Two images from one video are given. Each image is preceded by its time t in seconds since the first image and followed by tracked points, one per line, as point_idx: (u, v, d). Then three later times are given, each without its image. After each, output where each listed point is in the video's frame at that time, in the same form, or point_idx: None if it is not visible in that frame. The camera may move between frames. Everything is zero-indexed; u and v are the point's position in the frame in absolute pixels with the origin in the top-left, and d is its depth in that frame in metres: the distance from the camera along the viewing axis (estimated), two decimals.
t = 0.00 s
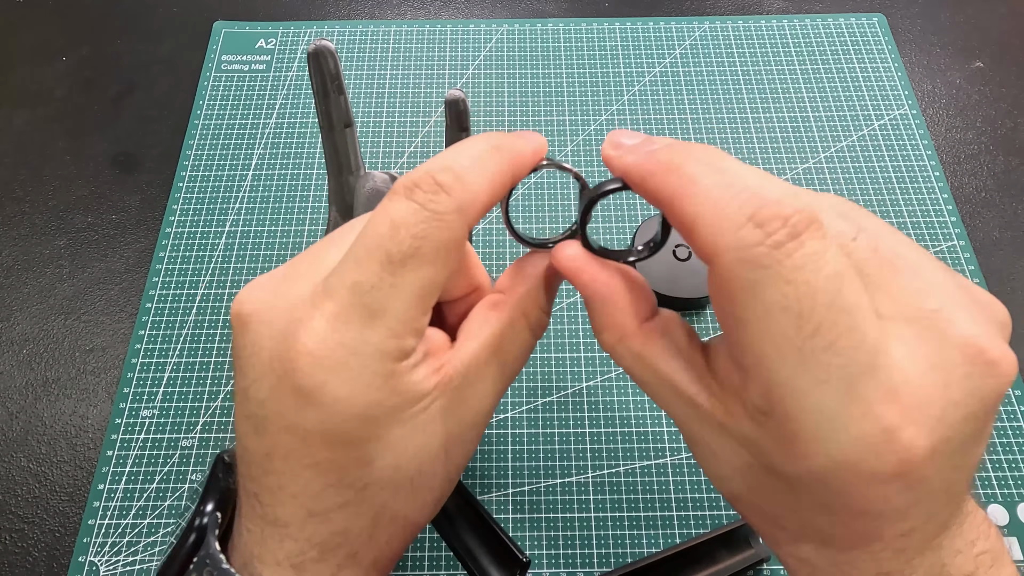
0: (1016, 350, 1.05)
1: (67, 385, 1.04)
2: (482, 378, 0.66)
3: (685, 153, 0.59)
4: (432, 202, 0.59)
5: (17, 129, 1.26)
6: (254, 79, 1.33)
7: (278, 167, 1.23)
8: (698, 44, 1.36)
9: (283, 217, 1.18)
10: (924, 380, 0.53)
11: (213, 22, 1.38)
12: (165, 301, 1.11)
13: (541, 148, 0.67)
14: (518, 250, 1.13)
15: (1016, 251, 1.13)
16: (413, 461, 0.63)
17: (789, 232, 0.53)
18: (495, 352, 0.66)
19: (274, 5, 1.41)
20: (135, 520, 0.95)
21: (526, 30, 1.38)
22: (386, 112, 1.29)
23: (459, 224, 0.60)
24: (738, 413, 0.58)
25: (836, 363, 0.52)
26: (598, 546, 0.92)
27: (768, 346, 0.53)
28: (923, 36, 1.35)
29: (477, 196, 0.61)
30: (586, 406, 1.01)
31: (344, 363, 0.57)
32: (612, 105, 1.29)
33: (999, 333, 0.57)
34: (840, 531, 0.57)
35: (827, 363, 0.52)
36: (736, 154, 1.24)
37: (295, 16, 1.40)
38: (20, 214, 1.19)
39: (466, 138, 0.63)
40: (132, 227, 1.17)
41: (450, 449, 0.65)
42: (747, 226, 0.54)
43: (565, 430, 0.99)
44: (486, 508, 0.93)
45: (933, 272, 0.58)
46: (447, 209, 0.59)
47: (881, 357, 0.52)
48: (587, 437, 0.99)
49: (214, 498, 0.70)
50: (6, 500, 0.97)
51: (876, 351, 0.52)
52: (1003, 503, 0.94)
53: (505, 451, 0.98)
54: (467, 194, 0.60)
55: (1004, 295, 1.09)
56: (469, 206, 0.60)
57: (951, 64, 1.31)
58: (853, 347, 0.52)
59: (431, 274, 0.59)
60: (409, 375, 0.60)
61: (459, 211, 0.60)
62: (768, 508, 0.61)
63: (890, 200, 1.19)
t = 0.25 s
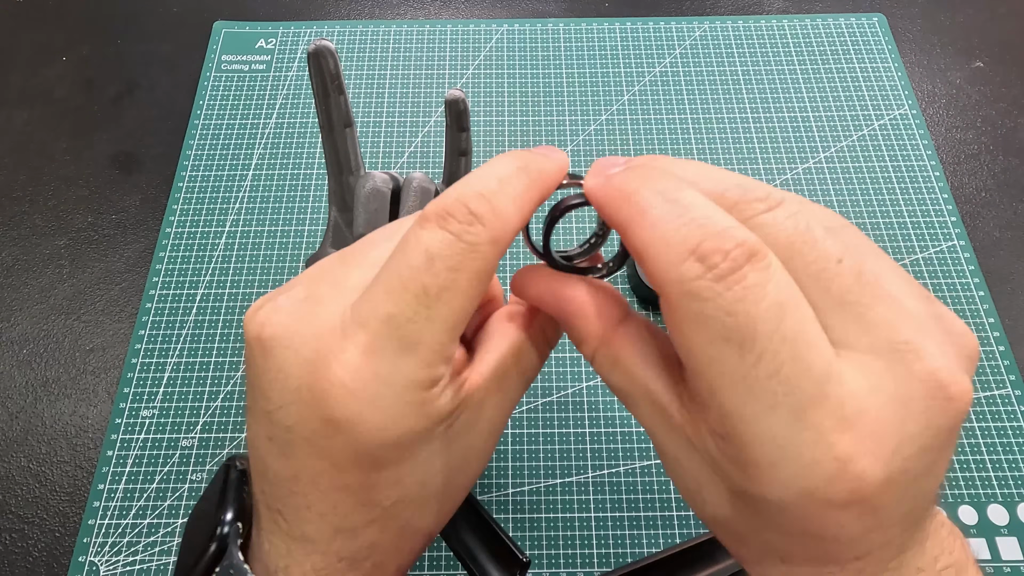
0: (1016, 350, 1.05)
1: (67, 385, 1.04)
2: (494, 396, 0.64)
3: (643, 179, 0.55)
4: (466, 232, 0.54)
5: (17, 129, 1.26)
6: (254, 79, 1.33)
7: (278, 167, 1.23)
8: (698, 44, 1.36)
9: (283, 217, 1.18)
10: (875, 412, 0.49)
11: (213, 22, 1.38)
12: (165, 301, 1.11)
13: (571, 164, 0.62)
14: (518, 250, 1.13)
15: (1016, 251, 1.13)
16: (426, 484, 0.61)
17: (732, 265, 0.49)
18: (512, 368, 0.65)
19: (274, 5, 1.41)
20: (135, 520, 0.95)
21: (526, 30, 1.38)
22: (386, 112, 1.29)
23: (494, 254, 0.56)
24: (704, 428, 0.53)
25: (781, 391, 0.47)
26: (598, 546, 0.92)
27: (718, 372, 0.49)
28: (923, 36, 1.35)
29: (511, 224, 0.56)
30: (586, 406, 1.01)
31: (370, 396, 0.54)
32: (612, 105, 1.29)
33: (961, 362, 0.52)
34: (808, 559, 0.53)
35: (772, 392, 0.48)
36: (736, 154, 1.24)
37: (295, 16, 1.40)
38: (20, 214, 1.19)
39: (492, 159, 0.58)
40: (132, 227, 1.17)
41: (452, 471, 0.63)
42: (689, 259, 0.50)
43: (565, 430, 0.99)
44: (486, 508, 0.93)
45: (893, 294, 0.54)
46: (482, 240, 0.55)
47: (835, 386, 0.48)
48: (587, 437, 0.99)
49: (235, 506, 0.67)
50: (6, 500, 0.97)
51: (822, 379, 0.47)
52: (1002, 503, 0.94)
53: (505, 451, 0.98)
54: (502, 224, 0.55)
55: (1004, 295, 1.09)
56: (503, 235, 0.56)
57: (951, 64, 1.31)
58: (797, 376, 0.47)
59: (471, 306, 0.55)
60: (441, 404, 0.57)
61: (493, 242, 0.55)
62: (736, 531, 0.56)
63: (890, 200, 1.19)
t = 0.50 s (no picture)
0: (1016, 350, 1.05)
1: (67, 385, 1.04)
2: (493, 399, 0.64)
3: (622, 181, 0.55)
4: (476, 243, 0.54)
5: (17, 129, 1.26)
6: (254, 79, 1.33)
7: (278, 167, 1.23)
8: (698, 44, 1.36)
9: (283, 217, 1.18)
10: (871, 413, 0.48)
11: (213, 22, 1.38)
12: (165, 301, 1.11)
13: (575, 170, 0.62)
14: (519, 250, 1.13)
15: (1016, 251, 1.13)
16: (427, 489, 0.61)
17: (709, 264, 0.49)
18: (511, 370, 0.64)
19: (274, 5, 1.41)
20: (135, 520, 0.95)
21: (526, 30, 1.38)
22: (386, 112, 1.29)
23: (504, 265, 0.55)
24: (695, 431, 0.53)
25: (769, 392, 0.47)
26: (598, 546, 0.92)
27: (702, 372, 0.49)
28: (923, 36, 1.35)
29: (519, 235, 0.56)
30: (586, 406, 1.01)
31: (373, 401, 0.54)
32: (612, 105, 1.29)
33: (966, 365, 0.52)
34: (803, 566, 0.53)
35: (758, 391, 0.48)
36: (736, 154, 1.24)
37: (295, 16, 1.40)
38: (20, 214, 1.19)
39: (497, 166, 0.58)
40: (132, 227, 1.17)
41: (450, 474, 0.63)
42: (666, 260, 0.51)
43: (565, 430, 0.99)
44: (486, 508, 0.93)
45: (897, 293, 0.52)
46: (492, 251, 0.55)
47: (828, 387, 0.48)
48: (587, 437, 0.99)
49: (237, 508, 0.67)
50: (6, 500, 0.97)
51: (813, 380, 0.47)
52: (1002, 503, 0.94)
53: (505, 451, 0.98)
54: (512, 235, 0.56)
55: (1004, 294, 1.09)
56: (511, 245, 0.56)
57: (951, 64, 1.31)
58: (784, 375, 0.47)
59: (475, 313, 0.55)
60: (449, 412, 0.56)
61: (504, 252, 0.55)
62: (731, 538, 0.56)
63: (890, 200, 1.19)
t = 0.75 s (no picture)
0: (1016, 350, 1.05)
1: (67, 385, 1.04)
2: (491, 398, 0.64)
3: (654, 167, 0.55)
4: (462, 236, 0.55)
5: (17, 129, 1.26)
6: (254, 79, 1.33)
7: (278, 167, 1.23)
8: (698, 44, 1.36)
9: (283, 217, 1.18)
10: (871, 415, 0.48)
11: (213, 22, 1.38)
12: (165, 301, 1.11)
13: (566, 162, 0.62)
14: (519, 250, 1.13)
15: (1016, 251, 1.13)
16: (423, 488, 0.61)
17: (749, 249, 0.50)
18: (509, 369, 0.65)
19: (274, 5, 1.41)
20: (135, 520, 0.95)
21: (526, 30, 1.38)
22: (386, 112, 1.29)
23: (493, 259, 0.56)
24: (723, 435, 0.53)
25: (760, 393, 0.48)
26: (598, 546, 0.92)
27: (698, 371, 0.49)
28: (923, 36, 1.35)
29: (507, 227, 0.56)
30: (586, 406, 1.01)
31: (372, 402, 0.54)
32: (612, 105, 1.29)
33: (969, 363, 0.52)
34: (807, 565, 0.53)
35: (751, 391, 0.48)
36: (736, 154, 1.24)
37: (296, 16, 1.40)
38: (20, 214, 1.19)
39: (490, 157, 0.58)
40: (132, 227, 1.17)
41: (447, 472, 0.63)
42: (707, 242, 0.51)
43: (565, 430, 0.99)
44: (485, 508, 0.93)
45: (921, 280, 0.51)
46: (479, 244, 0.55)
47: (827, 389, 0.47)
48: (587, 437, 0.99)
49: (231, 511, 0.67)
50: (6, 500, 0.97)
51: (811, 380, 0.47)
52: (1003, 503, 0.94)
53: (505, 451, 0.98)
54: (499, 227, 0.56)
55: (1004, 294, 1.09)
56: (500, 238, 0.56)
57: (951, 64, 1.31)
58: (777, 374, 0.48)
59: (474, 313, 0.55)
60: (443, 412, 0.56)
61: (492, 245, 0.56)
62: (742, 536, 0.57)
63: (890, 200, 1.19)
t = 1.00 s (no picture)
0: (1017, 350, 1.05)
1: (67, 385, 1.04)
2: (464, 377, 0.65)
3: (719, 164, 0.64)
4: (386, 198, 0.60)
5: (17, 129, 1.26)
6: (254, 79, 1.33)
7: (278, 167, 1.23)
8: (698, 44, 1.36)
9: (283, 217, 1.18)
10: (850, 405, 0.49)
11: (213, 22, 1.38)
12: (165, 301, 1.11)
13: (520, 131, 0.66)
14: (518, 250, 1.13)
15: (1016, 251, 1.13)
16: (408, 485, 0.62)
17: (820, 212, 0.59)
18: (477, 352, 0.66)
19: (274, 5, 1.41)
20: (135, 520, 0.95)
21: (526, 30, 1.38)
22: (386, 112, 1.29)
23: (417, 221, 0.60)
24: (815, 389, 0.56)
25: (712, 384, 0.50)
26: (598, 546, 0.92)
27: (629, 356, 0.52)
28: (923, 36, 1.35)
29: (436, 189, 0.61)
30: (586, 406, 1.01)
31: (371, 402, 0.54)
32: (612, 105, 1.29)
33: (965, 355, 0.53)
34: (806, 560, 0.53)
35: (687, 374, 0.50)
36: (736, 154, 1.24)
37: (296, 16, 1.40)
38: (20, 214, 1.19)
39: (434, 129, 0.64)
40: (132, 227, 1.17)
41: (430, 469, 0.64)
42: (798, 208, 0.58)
43: (565, 430, 0.99)
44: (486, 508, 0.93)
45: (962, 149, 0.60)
46: (402, 206, 0.60)
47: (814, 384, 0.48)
48: (587, 437, 0.99)
49: (209, 496, 0.70)
50: (6, 500, 0.97)
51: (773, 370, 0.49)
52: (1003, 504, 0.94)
53: (505, 451, 0.98)
54: (428, 187, 0.61)
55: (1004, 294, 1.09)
56: (428, 201, 0.61)
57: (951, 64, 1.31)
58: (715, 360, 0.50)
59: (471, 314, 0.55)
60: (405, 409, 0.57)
61: (416, 207, 0.60)
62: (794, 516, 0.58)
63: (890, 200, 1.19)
